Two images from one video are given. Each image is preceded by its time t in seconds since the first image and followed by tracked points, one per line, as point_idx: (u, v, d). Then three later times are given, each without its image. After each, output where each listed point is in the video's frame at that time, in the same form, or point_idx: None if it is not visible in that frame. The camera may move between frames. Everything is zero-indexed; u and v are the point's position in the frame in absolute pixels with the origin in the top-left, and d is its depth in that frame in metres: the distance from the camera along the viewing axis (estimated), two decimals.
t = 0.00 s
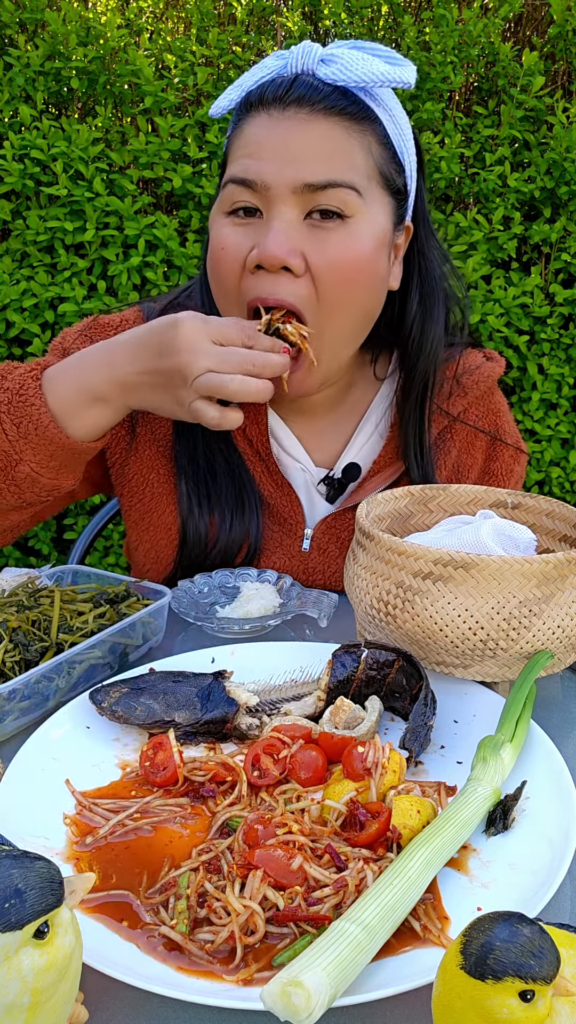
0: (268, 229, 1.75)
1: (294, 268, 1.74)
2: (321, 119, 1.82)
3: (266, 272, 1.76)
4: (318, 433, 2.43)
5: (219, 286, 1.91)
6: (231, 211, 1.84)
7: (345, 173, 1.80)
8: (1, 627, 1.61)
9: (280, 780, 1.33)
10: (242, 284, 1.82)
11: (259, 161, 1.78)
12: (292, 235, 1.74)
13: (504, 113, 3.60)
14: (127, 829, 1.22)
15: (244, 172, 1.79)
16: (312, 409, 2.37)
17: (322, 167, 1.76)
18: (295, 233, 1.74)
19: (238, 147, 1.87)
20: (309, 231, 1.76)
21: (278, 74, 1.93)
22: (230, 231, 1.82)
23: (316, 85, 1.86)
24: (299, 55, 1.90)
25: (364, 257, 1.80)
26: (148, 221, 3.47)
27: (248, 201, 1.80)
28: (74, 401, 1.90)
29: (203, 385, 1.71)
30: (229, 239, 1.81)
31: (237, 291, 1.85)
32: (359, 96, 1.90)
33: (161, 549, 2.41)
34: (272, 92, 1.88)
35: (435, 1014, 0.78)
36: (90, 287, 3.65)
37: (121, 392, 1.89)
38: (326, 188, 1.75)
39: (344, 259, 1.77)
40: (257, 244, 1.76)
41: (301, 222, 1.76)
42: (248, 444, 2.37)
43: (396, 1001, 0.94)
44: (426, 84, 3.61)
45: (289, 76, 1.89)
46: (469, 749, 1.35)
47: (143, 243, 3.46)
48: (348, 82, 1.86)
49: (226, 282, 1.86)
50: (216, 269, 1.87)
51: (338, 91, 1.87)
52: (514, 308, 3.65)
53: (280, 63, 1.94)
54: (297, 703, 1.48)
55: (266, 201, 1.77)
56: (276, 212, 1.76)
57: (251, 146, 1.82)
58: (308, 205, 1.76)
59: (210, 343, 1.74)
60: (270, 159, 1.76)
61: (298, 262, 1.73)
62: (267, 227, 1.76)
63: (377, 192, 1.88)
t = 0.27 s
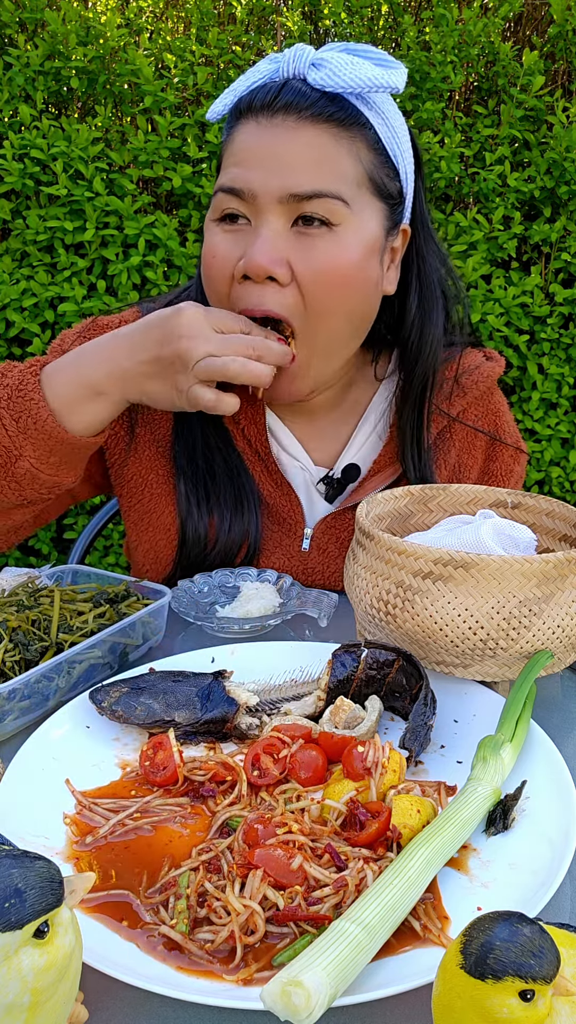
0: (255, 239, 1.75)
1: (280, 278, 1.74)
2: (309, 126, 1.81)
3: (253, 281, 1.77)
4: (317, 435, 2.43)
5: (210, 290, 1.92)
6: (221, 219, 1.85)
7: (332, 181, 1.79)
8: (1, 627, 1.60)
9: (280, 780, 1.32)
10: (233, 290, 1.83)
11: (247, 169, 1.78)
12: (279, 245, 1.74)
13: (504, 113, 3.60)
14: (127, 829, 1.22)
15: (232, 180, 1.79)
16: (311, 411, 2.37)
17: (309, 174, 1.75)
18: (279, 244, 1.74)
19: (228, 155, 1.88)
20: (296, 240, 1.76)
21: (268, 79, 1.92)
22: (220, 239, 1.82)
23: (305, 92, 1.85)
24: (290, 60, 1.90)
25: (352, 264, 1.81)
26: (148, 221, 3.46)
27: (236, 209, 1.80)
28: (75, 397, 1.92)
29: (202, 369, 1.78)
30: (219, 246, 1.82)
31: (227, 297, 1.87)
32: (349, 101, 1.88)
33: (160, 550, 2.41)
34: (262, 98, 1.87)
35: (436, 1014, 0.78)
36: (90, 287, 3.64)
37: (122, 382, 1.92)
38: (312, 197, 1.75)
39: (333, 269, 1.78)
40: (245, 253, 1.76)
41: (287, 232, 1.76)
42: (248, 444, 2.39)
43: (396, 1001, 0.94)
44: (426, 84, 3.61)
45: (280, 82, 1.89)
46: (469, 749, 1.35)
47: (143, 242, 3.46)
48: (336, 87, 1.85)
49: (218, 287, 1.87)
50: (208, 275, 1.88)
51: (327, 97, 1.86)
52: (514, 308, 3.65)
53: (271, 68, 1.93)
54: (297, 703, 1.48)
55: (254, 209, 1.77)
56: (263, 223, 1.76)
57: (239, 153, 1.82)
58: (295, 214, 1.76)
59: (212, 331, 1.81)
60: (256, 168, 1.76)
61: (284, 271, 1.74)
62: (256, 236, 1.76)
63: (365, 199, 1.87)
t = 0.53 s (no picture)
0: (253, 242, 1.75)
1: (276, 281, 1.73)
2: (306, 129, 1.81)
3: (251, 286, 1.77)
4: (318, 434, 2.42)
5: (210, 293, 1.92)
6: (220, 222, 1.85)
7: (330, 185, 1.79)
8: (1, 627, 1.60)
9: (280, 780, 1.32)
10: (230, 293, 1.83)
11: (243, 175, 1.78)
12: (277, 247, 1.74)
13: (504, 113, 3.60)
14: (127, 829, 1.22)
15: (229, 185, 1.79)
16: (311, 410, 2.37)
17: (306, 178, 1.76)
18: (277, 246, 1.74)
19: (225, 159, 1.88)
20: (294, 242, 1.76)
21: (266, 81, 1.93)
22: (219, 242, 1.83)
23: (302, 94, 1.85)
24: (288, 63, 1.90)
25: (351, 265, 1.81)
26: (148, 221, 3.46)
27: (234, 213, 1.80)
28: (53, 407, 1.91)
29: (176, 387, 1.71)
30: (218, 249, 1.82)
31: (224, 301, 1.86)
32: (346, 103, 1.88)
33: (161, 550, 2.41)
34: (259, 102, 1.88)
35: (435, 1014, 0.78)
36: (89, 287, 3.64)
37: (96, 394, 1.88)
38: (309, 201, 1.75)
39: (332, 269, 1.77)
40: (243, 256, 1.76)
41: (284, 236, 1.76)
42: (250, 444, 2.39)
43: (396, 1001, 0.94)
44: (425, 84, 3.61)
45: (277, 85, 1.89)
46: (469, 749, 1.35)
47: (143, 242, 3.46)
48: (333, 89, 1.85)
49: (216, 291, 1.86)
50: (208, 278, 1.89)
51: (325, 99, 1.86)
52: (514, 308, 3.65)
53: (269, 70, 1.93)
54: (297, 703, 1.48)
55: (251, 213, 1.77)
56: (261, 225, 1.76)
57: (236, 157, 1.83)
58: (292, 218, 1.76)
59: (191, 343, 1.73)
60: (253, 173, 1.76)
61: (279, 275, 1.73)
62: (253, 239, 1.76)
63: (364, 200, 1.87)
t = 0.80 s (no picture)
0: (249, 240, 1.76)
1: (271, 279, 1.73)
2: (304, 127, 1.81)
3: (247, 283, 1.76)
4: (318, 433, 2.42)
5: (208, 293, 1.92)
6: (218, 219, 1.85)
7: (327, 183, 1.79)
8: (2, 627, 1.60)
9: (280, 780, 1.33)
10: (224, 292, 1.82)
11: (240, 173, 1.78)
12: (273, 246, 1.74)
13: (504, 113, 3.60)
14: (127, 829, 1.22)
15: (227, 183, 1.80)
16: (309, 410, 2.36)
17: (303, 176, 1.76)
18: (274, 242, 1.75)
19: (224, 157, 1.88)
20: (291, 241, 1.76)
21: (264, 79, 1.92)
22: (216, 237, 1.82)
23: (301, 93, 1.85)
24: (286, 61, 1.90)
25: (347, 263, 1.81)
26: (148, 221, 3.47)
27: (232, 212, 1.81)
28: (55, 418, 1.90)
29: (183, 398, 1.68)
30: (215, 245, 1.82)
31: (218, 299, 1.85)
32: (344, 102, 1.88)
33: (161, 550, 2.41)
34: (257, 100, 1.88)
35: (436, 1014, 0.78)
36: (89, 287, 3.65)
37: (99, 404, 1.85)
38: (305, 198, 1.75)
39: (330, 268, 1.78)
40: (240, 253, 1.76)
41: (281, 233, 1.76)
42: (248, 444, 2.38)
43: (396, 1001, 0.94)
44: (425, 84, 3.61)
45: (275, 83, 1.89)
46: (469, 749, 1.35)
47: (143, 243, 3.46)
48: (331, 88, 1.85)
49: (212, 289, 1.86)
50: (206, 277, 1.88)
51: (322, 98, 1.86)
52: (514, 308, 3.65)
53: (267, 68, 1.93)
54: (297, 703, 1.48)
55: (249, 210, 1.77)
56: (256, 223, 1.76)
57: (234, 155, 1.83)
58: (289, 214, 1.76)
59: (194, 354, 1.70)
60: (251, 170, 1.77)
61: (275, 274, 1.73)
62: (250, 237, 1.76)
63: (362, 199, 1.87)
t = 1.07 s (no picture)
0: (249, 246, 1.76)
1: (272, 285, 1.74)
2: (300, 132, 1.81)
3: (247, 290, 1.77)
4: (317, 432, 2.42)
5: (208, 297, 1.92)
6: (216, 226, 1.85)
7: (324, 188, 1.79)
8: (1, 627, 1.60)
9: (280, 780, 1.33)
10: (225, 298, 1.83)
11: (238, 180, 1.78)
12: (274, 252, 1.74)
13: (504, 113, 3.60)
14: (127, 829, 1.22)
15: (225, 192, 1.80)
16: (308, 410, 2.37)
17: (300, 182, 1.76)
18: (274, 249, 1.75)
19: (220, 165, 1.88)
20: (291, 246, 1.76)
21: (259, 82, 1.92)
22: (216, 244, 1.83)
23: (296, 97, 1.85)
24: (281, 64, 1.89)
25: (348, 267, 1.81)
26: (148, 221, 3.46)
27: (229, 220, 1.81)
28: (48, 418, 1.89)
29: (175, 399, 1.69)
30: (214, 252, 1.82)
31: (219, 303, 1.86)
32: (340, 105, 1.88)
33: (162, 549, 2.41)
34: (252, 103, 1.88)
35: (435, 1014, 0.78)
36: (89, 287, 3.65)
37: (90, 405, 1.85)
38: (303, 205, 1.75)
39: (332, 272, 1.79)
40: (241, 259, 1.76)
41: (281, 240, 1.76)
42: (248, 444, 2.38)
43: (396, 1001, 0.94)
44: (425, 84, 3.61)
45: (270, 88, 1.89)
46: (469, 749, 1.35)
47: (143, 243, 3.46)
48: (326, 91, 1.85)
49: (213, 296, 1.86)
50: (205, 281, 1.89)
51: (319, 101, 1.86)
52: (514, 308, 3.65)
53: (262, 71, 1.93)
54: (296, 703, 1.48)
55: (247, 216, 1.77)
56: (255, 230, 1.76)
57: (231, 160, 1.83)
58: (288, 221, 1.76)
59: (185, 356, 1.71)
60: (249, 178, 1.77)
61: (276, 279, 1.74)
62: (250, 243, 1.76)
63: (360, 202, 1.87)
